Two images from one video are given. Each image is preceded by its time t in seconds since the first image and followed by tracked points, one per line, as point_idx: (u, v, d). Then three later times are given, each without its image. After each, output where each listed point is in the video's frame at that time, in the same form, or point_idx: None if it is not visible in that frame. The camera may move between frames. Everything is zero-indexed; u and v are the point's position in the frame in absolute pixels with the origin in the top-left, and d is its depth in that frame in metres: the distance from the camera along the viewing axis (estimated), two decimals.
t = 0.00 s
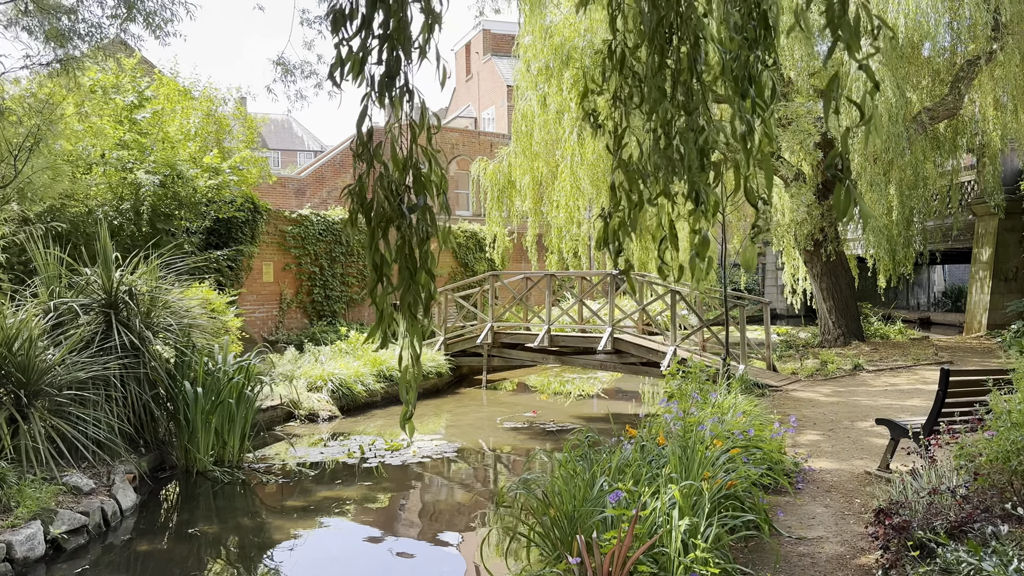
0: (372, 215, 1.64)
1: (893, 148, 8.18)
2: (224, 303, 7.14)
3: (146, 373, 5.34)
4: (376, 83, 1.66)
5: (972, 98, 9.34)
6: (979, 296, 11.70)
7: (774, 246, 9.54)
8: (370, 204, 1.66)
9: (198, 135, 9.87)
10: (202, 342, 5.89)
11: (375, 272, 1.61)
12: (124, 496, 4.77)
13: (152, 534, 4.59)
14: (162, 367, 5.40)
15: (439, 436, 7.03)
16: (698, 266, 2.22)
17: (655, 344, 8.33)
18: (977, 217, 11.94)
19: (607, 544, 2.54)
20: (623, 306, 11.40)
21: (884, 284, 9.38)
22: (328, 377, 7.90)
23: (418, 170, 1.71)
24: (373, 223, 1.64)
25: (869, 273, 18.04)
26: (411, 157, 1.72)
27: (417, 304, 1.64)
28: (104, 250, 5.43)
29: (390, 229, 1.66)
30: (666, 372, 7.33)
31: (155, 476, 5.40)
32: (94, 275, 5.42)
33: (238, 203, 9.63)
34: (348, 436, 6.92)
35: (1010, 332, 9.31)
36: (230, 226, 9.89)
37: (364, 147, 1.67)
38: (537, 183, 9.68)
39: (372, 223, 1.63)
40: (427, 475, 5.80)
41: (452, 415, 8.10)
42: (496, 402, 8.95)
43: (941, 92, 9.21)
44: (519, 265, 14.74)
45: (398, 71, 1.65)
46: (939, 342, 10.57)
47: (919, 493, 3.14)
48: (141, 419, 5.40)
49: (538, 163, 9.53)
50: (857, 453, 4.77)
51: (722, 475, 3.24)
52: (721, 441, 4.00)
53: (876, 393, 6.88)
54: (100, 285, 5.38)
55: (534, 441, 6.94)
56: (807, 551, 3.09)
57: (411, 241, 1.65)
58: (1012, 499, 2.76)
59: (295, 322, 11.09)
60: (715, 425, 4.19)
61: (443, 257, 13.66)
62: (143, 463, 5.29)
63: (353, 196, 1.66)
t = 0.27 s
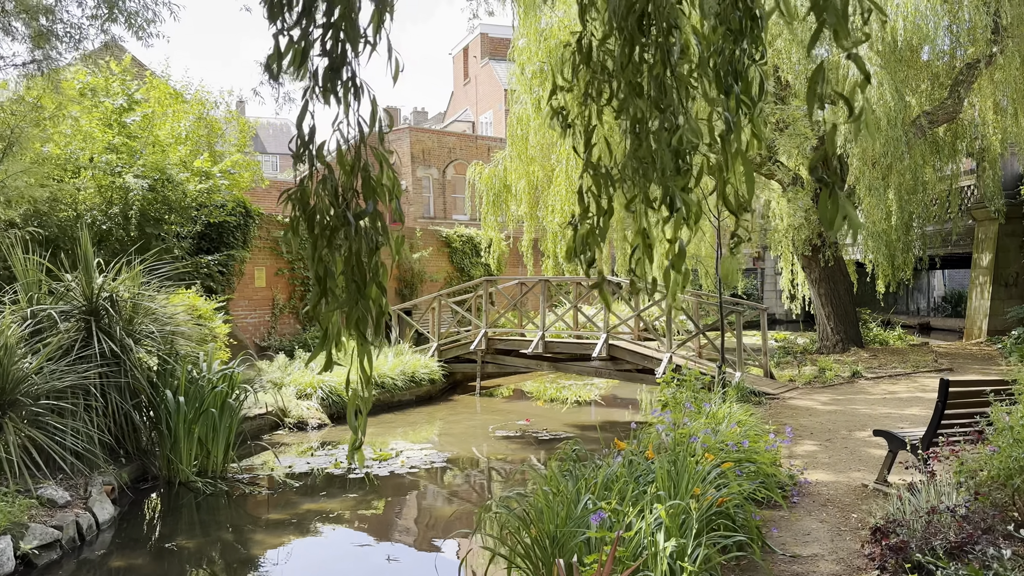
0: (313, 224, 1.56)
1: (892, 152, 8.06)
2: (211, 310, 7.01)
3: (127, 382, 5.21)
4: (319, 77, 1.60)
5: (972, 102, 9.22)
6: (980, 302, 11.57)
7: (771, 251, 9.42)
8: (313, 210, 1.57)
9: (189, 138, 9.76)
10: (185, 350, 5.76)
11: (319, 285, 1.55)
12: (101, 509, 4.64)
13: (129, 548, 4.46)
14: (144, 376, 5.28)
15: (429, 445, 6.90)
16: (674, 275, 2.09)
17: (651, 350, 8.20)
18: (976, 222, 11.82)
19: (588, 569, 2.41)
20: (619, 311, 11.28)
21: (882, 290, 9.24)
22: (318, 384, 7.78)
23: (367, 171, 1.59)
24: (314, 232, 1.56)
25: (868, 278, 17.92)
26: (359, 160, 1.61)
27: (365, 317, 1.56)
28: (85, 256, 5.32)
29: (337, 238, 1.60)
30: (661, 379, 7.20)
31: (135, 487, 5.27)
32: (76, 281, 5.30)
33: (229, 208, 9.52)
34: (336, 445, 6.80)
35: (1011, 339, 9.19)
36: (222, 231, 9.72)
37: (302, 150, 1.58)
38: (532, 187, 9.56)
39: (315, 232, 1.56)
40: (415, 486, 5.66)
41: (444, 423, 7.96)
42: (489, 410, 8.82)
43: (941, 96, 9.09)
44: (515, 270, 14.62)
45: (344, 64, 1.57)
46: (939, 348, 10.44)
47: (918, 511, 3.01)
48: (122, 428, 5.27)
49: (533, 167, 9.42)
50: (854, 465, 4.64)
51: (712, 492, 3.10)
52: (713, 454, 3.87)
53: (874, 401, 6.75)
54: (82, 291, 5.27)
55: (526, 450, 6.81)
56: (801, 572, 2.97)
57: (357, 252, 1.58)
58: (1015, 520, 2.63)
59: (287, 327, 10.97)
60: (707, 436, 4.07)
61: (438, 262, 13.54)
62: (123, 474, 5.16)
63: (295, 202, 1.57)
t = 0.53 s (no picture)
0: (242, 212, 1.52)
1: (891, 152, 7.95)
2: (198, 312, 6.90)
3: (107, 385, 5.10)
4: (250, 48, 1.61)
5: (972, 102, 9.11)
6: (980, 305, 11.45)
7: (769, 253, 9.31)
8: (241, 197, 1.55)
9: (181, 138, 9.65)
10: (169, 353, 5.63)
11: (247, 278, 1.51)
12: (77, 516, 4.52)
13: (105, 556, 4.34)
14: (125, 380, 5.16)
15: (419, 450, 6.77)
16: (643, 269, 1.94)
17: (646, 354, 8.09)
18: (977, 224, 11.71)
19: None
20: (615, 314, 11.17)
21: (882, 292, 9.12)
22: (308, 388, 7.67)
23: (303, 154, 1.58)
24: (242, 221, 1.52)
25: (867, 281, 17.80)
26: (296, 142, 1.59)
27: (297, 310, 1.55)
28: (66, 258, 5.19)
29: (268, 225, 1.56)
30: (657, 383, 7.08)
31: (116, 493, 5.16)
32: (56, 283, 5.15)
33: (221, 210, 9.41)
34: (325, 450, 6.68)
35: (1011, 342, 9.08)
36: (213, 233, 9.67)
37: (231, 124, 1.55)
38: (527, 188, 9.45)
39: (244, 219, 1.52)
40: (402, 493, 5.54)
41: (436, 428, 7.84)
42: (483, 414, 8.70)
43: (941, 96, 8.97)
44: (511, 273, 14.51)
45: (276, 35, 1.60)
46: (939, 352, 10.31)
47: (916, 522, 2.89)
48: (102, 433, 5.15)
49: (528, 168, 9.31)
50: (852, 471, 4.52)
51: (701, 501, 2.97)
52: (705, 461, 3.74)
53: (873, 405, 6.63)
54: (62, 293, 5.14)
55: (518, 455, 6.68)
56: None
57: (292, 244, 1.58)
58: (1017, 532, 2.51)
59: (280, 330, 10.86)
60: (700, 441, 3.96)
61: (434, 265, 13.43)
62: (103, 481, 5.04)
63: (224, 184, 1.58)
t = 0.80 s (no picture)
0: (147, 195, 1.41)
1: (891, 153, 7.82)
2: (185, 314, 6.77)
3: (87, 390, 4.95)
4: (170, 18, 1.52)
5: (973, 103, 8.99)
6: (981, 308, 11.32)
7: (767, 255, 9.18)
8: (145, 179, 1.43)
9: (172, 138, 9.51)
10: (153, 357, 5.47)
11: (151, 270, 1.38)
12: (50, 525, 4.38)
13: (79, 567, 4.20)
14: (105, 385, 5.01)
15: (409, 456, 6.63)
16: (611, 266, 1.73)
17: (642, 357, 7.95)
18: (977, 226, 11.58)
19: None
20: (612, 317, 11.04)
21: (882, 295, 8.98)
22: (297, 393, 7.54)
23: (222, 133, 1.48)
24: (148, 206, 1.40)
25: (867, 284, 17.68)
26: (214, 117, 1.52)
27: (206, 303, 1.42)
28: (46, 260, 5.05)
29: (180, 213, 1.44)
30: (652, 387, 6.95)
31: (96, 501, 5.03)
32: (35, 284, 5.00)
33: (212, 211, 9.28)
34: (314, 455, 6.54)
35: (1013, 346, 8.94)
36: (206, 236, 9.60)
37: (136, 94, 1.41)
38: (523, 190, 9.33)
39: (151, 204, 1.41)
40: (389, 500, 5.40)
41: (428, 433, 7.70)
42: (477, 419, 8.56)
43: (941, 97, 8.84)
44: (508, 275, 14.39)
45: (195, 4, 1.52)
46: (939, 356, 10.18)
47: (918, 536, 2.75)
48: (81, 439, 5.01)
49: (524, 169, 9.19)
50: (850, 479, 4.39)
51: (692, 513, 2.84)
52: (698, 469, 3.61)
53: (872, 410, 6.50)
54: (41, 294, 4.99)
55: (511, 461, 6.55)
56: None
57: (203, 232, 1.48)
58: None
59: (274, 333, 10.73)
60: (694, 448, 3.83)
61: (430, 268, 13.31)
62: (82, 488, 4.91)
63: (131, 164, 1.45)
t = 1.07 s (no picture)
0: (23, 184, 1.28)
1: (891, 154, 7.70)
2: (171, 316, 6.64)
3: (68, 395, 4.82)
4: None
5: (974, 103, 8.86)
6: (982, 311, 11.19)
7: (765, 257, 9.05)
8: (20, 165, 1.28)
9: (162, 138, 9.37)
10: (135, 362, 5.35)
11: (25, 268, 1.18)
12: (24, 535, 4.25)
13: None
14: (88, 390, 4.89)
15: (399, 463, 6.49)
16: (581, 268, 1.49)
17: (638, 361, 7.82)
18: (978, 229, 11.46)
19: None
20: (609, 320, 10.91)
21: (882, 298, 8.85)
22: (287, 397, 7.41)
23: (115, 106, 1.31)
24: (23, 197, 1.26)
25: (867, 287, 17.56)
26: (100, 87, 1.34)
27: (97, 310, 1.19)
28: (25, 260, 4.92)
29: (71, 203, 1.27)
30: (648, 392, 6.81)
31: (74, 509, 4.90)
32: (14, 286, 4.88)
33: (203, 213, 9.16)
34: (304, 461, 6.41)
35: (1015, 350, 8.81)
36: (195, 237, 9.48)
37: (12, 68, 1.18)
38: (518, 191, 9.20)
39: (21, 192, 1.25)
40: (377, 508, 5.25)
41: (421, 438, 7.56)
42: (471, 423, 8.42)
43: (942, 98, 8.69)
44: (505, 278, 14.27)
45: None
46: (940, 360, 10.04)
47: (921, 552, 2.61)
48: (59, 446, 4.86)
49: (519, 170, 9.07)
50: (850, 488, 4.25)
51: (683, 527, 2.71)
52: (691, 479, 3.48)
53: (872, 415, 6.36)
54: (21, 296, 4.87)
55: (503, 468, 6.41)
56: None
57: (92, 223, 1.26)
58: None
59: (266, 336, 10.59)
60: (688, 456, 3.70)
61: (425, 270, 13.19)
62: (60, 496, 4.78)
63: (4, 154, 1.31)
